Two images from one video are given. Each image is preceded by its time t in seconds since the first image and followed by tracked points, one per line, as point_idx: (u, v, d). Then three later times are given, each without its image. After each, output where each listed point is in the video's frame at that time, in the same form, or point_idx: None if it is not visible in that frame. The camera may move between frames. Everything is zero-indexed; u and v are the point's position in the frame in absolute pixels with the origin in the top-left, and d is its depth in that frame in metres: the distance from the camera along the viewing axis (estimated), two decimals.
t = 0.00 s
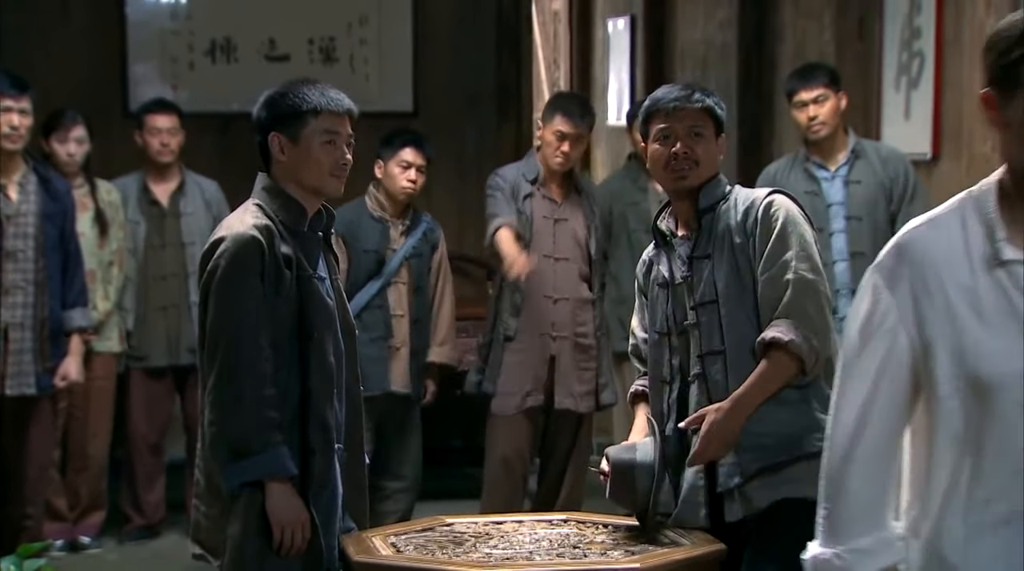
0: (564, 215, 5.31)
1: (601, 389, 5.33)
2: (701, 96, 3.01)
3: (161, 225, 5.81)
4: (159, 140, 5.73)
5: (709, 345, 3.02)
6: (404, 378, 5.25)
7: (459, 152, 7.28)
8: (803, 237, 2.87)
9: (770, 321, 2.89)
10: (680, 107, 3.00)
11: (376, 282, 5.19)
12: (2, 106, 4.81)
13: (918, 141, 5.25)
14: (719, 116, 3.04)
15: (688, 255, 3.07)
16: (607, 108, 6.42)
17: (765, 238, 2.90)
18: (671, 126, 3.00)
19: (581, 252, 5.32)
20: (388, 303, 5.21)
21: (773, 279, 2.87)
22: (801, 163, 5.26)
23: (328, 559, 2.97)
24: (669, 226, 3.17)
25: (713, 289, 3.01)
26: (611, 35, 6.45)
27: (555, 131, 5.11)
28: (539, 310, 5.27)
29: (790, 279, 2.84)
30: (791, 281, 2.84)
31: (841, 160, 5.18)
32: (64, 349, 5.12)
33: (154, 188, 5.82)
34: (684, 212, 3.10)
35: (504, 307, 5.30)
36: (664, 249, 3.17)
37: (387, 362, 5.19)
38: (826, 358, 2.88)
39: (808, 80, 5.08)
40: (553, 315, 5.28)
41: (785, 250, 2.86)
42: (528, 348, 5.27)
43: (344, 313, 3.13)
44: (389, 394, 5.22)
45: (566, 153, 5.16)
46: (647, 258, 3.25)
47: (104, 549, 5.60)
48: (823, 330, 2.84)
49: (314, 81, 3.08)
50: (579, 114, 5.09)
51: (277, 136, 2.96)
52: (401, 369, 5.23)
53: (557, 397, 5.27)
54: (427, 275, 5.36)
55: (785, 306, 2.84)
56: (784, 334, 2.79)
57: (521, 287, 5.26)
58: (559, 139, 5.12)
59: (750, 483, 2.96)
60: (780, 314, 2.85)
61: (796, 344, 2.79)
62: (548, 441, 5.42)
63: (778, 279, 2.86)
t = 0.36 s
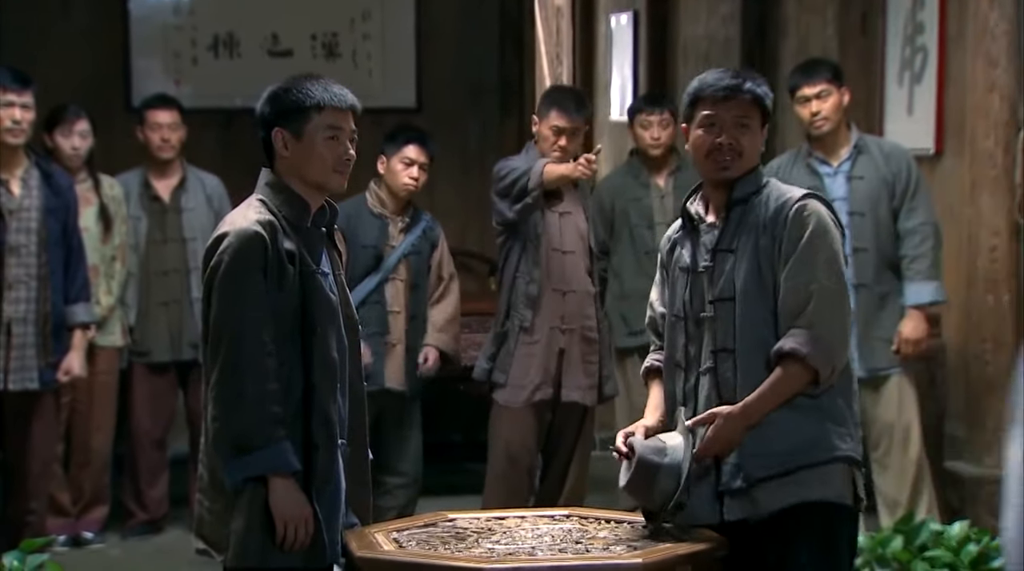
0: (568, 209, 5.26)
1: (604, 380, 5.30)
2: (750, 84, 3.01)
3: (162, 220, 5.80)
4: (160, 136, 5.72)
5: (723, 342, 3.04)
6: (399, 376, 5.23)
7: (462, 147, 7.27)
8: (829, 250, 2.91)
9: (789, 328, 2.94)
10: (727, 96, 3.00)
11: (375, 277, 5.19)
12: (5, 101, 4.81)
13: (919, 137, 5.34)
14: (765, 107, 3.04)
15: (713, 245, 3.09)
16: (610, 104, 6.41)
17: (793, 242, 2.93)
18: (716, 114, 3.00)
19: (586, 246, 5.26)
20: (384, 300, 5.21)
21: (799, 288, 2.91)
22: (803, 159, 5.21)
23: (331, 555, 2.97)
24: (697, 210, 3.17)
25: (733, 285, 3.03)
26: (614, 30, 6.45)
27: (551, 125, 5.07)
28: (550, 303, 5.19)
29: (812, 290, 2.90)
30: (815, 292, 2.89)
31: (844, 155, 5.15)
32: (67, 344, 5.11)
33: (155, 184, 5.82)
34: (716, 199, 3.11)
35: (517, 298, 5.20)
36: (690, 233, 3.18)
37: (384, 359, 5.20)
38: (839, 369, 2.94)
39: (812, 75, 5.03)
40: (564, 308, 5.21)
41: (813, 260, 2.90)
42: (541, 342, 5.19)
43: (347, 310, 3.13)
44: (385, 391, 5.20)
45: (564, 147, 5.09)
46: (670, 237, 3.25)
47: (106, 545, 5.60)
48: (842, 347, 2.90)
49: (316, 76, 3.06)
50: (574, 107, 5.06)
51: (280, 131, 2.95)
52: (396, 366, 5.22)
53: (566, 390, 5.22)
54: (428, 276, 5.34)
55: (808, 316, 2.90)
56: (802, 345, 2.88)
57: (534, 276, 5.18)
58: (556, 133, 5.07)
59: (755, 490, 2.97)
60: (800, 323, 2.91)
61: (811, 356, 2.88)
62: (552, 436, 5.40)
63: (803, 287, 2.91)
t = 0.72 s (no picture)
0: (571, 202, 5.25)
1: (606, 374, 5.30)
2: (839, 103, 2.82)
3: (161, 214, 5.80)
4: (158, 129, 5.71)
5: (770, 375, 2.87)
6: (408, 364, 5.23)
7: (462, 140, 7.27)
8: (883, 306, 2.74)
9: (829, 376, 2.79)
10: (812, 115, 2.81)
11: (377, 269, 5.18)
12: (6, 94, 4.80)
13: (921, 131, 5.33)
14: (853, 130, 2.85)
15: (777, 267, 2.89)
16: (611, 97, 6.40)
17: (851, 289, 2.76)
18: (800, 132, 2.82)
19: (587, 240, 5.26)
20: (389, 292, 5.21)
21: (845, 338, 2.75)
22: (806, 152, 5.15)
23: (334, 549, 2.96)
24: (769, 220, 2.98)
25: (789, 319, 2.84)
26: (616, 24, 6.43)
27: (552, 120, 5.06)
28: (553, 297, 5.19)
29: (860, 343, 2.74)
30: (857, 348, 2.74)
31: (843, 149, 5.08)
32: (70, 338, 5.09)
33: (154, 178, 5.81)
34: (791, 216, 2.90)
35: (520, 292, 5.19)
36: (756, 245, 2.99)
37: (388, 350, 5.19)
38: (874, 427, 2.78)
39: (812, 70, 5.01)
40: (566, 301, 5.20)
41: (862, 312, 2.74)
42: (544, 335, 5.19)
43: (349, 303, 3.13)
44: (398, 383, 5.19)
45: (565, 141, 5.09)
46: (735, 237, 3.06)
47: (108, 538, 5.60)
48: (877, 410, 2.75)
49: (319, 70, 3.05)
50: (575, 102, 5.07)
51: (283, 125, 2.95)
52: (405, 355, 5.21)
53: (569, 383, 5.21)
54: (423, 266, 5.32)
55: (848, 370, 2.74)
56: (829, 402, 2.74)
57: (537, 270, 5.18)
58: (557, 128, 5.06)
59: (773, 535, 2.87)
60: (839, 375, 2.75)
61: (834, 413, 2.74)
62: (554, 430, 5.40)
63: (847, 340, 2.75)
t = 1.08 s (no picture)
0: (571, 198, 5.25)
1: (606, 370, 5.31)
2: (882, 104, 2.76)
3: (159, 210, 5.79)
4: (154, 124, 5.71)
5: (810, 375, 2.83)
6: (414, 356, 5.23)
7: (462, 137, 7.27)
8: (918, 313, 2.67)
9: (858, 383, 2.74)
10: (853, 116, 2.76)
11: (377, 266, 5.16)
12: (7, 89, 4.80)
13: (922, 127, 5.32)
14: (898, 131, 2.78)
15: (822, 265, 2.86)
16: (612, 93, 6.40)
17: (887, 295, 2.69)
18: (843, 134, 2.76)
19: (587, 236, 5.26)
20: (389, 287, 5.21)
21: (872, 347, 2.69)
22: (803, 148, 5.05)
23: (335, 543, 2.95)
24: (816, 216, 2.94)
25: (831, 321, 2.80)
26: (618, 20, 6.43)
27: (554, 117, 5.06)
28: (556, 292, 5.19)
29: (890, 351, 2.66)
30: (885, 356, 2.67)
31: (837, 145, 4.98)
32: (71, 333, 5.09)
33: (152, 173, 5.80)
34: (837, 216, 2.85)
35: (522, 288, 5.18)
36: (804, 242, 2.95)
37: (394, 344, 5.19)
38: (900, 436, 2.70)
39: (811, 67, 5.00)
40: (567, 297, 5.20)
41: (894, 318, 2.67)
42: (546, 331, 5.19)
43: (350, 299, 3.13)
44: (401, 378, 5.19)
45: (567, 137, 5.09)
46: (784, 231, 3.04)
47: (109, 534, 5.61)
48: (902, 422, 2.67)
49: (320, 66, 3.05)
50: (576, 96, 5.08)
51: (284, 121, 2.95)
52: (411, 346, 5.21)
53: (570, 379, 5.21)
54: (419, 258, 5.32)
55: (873, 378, 2.68)
56: (849, 409, 2.69)
57: (540, 265, 5.17)
58: (558, 124, 5.07)
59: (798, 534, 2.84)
60: (866, 381, 2.69)
61: (857, 422, 2.68)
62: (554, 426, 5.40)
63: (876, 347, 2.69)
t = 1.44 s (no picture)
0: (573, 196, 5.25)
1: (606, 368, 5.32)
2: (847, 93, 2.90)
3: (159, 208, 5.79)
4: (156, 123, 5.71)
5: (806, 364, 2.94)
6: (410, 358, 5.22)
7: (463, 135, 7.27)
8: (906, 286, 2.78)
9: (855, 361, 2.85)
10: (821, 108, 2.89)
11: (373, 266, 5.16)
12: (12, 86, 4.80)
13: (922, 126, 5.30)
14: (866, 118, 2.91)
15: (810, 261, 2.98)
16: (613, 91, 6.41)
17: (873, 272, 2.81)
18: (813, 126, 2.90)
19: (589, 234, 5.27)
20: (385, 289, 5.20)
21: (865, 322, 2.80)
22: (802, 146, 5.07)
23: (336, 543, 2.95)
24: (805, 219, 3.07)
25: (821, 310, 2.92)
26: (619, 18, 6.43)
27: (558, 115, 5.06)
28: (556, 290, 5.20)
29: (881, 324, 2.78)
30: (880, 328, 2.77)
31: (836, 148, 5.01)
32: (73, 332, 5.09)
33: (153, 171, 5.80)
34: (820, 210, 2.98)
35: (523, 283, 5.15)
36: (796, 243, 3.08)
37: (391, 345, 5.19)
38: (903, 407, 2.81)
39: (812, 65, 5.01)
40: (568, 296, 5.21)
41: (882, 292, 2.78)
42: (548, 327, 5.18)
43: (350, 298, 3.13)
44: (398, 378, 5.19)
45: (571, 135, 5.09)
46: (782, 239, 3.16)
47: (109, 533, 5.61)
48: (905, 396, 2.79)
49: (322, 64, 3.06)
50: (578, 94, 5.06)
51: (285, 119, 2.95)
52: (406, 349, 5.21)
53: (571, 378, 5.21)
54: (419, 257, 5.31)
55: (868, 353, 2.78)
56: (855, 384, 2.78)
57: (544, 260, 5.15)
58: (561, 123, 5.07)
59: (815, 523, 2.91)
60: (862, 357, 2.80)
61: (864, 396, 2.78)
62: (554, 426, 5.39)
63: (869, 322, 2.80)
